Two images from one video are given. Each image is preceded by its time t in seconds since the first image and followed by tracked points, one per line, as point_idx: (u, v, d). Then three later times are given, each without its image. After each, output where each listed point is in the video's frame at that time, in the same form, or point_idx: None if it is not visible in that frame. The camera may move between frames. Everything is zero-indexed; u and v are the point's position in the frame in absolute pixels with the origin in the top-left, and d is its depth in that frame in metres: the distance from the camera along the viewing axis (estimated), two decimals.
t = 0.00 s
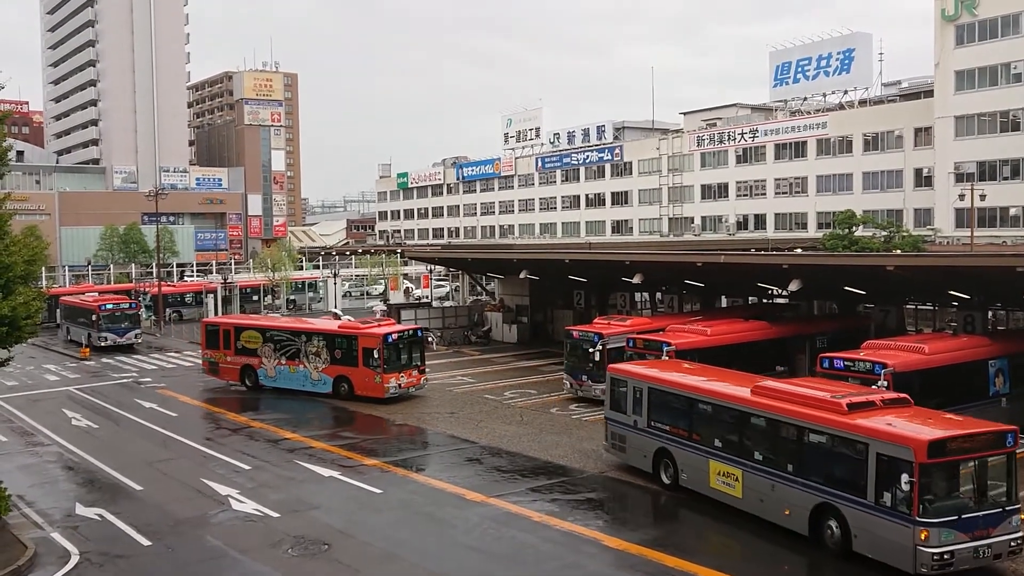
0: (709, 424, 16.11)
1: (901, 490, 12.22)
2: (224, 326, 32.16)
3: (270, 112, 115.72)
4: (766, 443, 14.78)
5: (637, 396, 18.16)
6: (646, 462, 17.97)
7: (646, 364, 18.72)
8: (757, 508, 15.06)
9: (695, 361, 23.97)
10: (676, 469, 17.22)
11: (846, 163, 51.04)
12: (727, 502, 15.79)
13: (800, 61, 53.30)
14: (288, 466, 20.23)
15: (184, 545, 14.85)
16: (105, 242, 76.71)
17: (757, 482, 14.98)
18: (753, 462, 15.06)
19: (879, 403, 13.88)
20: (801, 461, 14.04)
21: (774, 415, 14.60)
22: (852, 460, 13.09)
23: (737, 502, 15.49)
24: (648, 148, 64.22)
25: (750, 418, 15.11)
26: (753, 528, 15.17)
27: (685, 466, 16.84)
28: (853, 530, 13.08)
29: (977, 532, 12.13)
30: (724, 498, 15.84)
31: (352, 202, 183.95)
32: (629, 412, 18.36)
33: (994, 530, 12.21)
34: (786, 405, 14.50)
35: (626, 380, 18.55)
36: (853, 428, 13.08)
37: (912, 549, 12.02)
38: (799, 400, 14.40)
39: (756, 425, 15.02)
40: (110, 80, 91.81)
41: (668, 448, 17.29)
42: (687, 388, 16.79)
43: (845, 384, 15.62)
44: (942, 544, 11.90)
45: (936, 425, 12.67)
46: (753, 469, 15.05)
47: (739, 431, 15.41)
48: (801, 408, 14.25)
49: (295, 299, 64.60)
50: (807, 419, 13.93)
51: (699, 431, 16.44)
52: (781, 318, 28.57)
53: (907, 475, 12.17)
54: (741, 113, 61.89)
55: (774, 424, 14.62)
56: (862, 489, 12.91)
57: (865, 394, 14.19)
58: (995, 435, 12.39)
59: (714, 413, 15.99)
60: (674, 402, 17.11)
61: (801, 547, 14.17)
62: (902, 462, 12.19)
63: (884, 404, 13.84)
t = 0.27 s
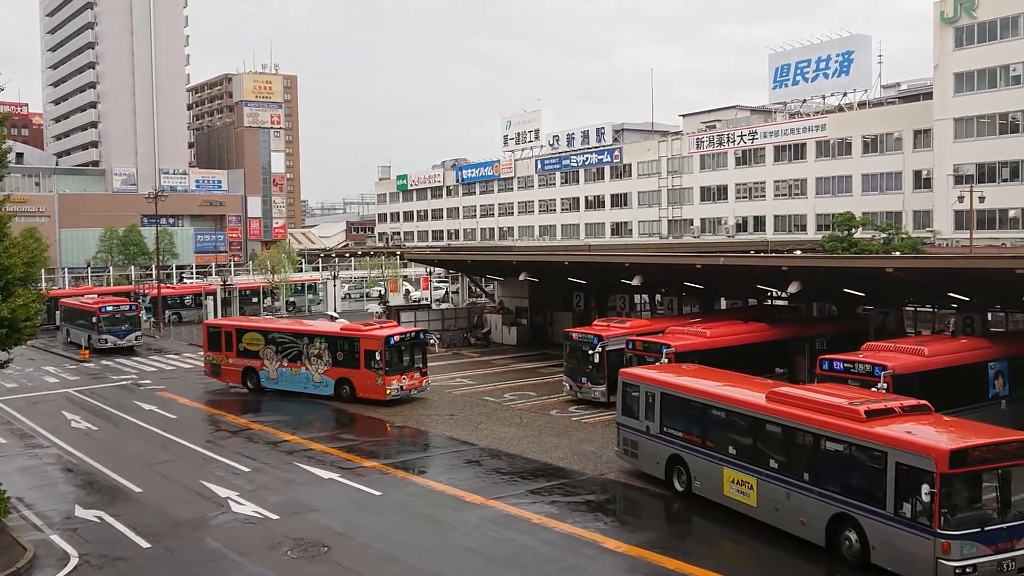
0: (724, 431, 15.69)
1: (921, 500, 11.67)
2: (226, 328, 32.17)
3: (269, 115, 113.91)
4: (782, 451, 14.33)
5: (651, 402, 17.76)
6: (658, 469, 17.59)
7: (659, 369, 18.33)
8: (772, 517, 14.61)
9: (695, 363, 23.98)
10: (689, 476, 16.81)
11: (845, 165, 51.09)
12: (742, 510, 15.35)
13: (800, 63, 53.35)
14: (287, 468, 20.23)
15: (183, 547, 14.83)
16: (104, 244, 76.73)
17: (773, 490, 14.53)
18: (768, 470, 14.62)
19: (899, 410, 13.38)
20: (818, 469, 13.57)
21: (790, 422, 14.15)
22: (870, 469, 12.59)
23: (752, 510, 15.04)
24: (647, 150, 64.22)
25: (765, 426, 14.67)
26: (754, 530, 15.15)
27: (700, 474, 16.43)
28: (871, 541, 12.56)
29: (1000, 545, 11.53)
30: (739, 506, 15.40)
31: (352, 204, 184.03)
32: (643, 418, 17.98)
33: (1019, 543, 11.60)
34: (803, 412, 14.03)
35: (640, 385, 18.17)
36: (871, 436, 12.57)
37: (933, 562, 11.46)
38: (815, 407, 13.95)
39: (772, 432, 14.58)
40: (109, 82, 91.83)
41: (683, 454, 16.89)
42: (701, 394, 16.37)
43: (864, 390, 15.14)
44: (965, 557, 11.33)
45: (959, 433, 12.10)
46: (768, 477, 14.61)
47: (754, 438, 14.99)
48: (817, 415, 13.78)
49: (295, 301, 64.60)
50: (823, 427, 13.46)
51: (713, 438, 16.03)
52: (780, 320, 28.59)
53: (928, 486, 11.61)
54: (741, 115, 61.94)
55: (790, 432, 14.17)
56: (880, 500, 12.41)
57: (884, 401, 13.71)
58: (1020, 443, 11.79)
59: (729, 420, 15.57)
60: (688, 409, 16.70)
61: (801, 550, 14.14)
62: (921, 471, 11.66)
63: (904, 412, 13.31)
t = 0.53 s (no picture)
0: (736, 436, 15.26)
1: (941, 510, 11.24)
2: (228, 329, 32.15)
3: (269, 115, 114.30)
4: (796, 457, 13.89)
5: (661, 405, 17.35)
6: (668, 474, 17.20)
7: (670, 372, 17.91)
8: (785, 525, 14.16)
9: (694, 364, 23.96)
10: (701, 481, 16.39)
11: (845, 166, 51.08)
12: (754, 518, 14.90)
13: (799, 65, 53.37)
14: (286, 469, 20.22)
15: (182, 548, 14.80)
16: (104, 245, 76.68)
17: (786, 498, 14.08)
18: (782, 476, 14.17)
19: (917, 416, 12.94)
20: (833, 477, 13.11)
21: (804, 427, 13.70)
22: (887, 477, 12.15)
23: (764, 518, 14.59)
24: (647, 151, 64.18)
25: (779, 431, 14.23)
26: (754, 532, 15.11)
27: (711, 479, 15.99)
28: (889, 552, 12.09)
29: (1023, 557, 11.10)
30: (751, 513, 14.95)
31: (351, 205, 183.98)
32: (653, 422, 17.57)
33: None
34: (818, 417, 13.59)
35: (650, 388, 17.77)
36: (888, 443, 12.13)
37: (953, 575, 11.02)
38: (830, 412, 13.50)
39: (786, 438, 14.14)
40: (109, 82, 91.84)
41: (694, 459, 16.46)
42: (713, 397, 15.93)
43: (882, 394, 14.68)
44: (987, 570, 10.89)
45: (980, 441, 11.67)
46: (782, 484, 14.15)
47: (767, 443, 14.55)
48: (833, 420, 13.34)
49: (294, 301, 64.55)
50: (839, 433, 13.00)
51: (725, 443, 15.58)
52: (779, 321, 28.61)
53: (949, 495, 11.18)
54: (740, 116, 61.97)
55: (804, 438, 13.73)
56: (899, 509, 11.95)
57: (903, 407, 13.25)
58: None
59: (741, 425, 15.13)
60: (699, 413, 16.27)
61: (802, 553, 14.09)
62: (942, 480, 11.21)
63: (922, 418, 12.88)
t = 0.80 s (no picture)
0: (747, 440, 14.92)
1: (960, 516, 10.97)
2: (229, 331, 32.14)
3: (267, 116, 113.47)
4: (809, 461, 13.56)
5: (670, 408, 17.00)
6: (677, 478, 16.87)
7: (678, 375, 17.57)
8: (798, 531, 13.82)
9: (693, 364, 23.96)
10: (711, 486, 16.06)
11: (843, 167, 51.09)
12: (766, 523, 14.56)
13: (798, 65, 53.41)
14: (285, 470, 20.23)
15: (181, 550, 14.79)
16: (103, 246, 76.62)
17: (799, 503, 13.74)
18: (795, 481, 13.84)
19: (934, 421, 12.63)
20: (848, 482, 12.80)
21: (817, 431, 13.38)
22: (904, 482, 11.84)
23: (777, 524, 14.25)
24: (647, 152, 64.14)
25: (792, 435, 13.89)
26: (751, 533, 15.13)
27: (721, 484, 15.65)
28: (906, 559, 11.77)
29: None
30: (762, 518, 14.61)
31: (350, 206, 183.88)
32: (661, 425, 17.23)
33: None
34: (831, 421, 13.26)
35: (658, 390, 17.42)
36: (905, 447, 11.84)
37: None
38: (845, 414, 13.16)
39: (798, 442, 13.82)
40: (108, 83, 91.84)
41: (704, 463, 16.12)
42: (723, 400, 15.58)
43: (895, 398, 14.38)
44: None
45: (998, 446, 11.41)
46: (794, 490, 13.83)
47: (779, 448, 14.21)
48: (846, 424, 13.02)
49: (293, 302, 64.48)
50: (854, 437, 12.69)
51: (735, 447, 15.24)
52: (779, 322, 28.59)
53: (968, 501, 10.90)
54: (739, 117, 62.03)
55: (818, 442, 13.40)
56: (915, 515, 11.65)
57: (918, 411, 12.96)
58: None
59: (752, 428, 14.80)
60: (709, 416, 15.92)
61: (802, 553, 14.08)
62: (962, 486, 10.93)
63: (938, 422, 12.59)
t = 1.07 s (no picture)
0: (760, 444, 14.71)
1: (983, 522, 10.82)
2: (232, 332, 32.16)
3: (270, 118, 112.26)
4: (825, 466, 13.37)
5: (679, 412, 16.76)
6: (688, 483, 16.58)
7: (686, 377, 17.34)
8: (814, 536, 13.61)
9: (693, 365, 23.96)
10: (722, 491, 15.83)
11: (844, 167, 51.10)
12: (780, 528, 14.34)
13: (799, 66, 53.41)
14: (286, 471, 20.24)
15: (182, 551, 14.81)
16: (104, 247, 76.68)
17: (814, 509, 13.54)
18: (810, 486, 13.65)
19: (953, 424, 12.50)
20: (865, 486, 12.63)
21: (834, 435, 13.18)
22: (925, 487, 11.68)
23: (791, 529, 14.04)
24: (647, 153, 64.14)
25: (808, 439, 13.69)
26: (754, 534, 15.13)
27: (733, 489, 15.42)
28: (927, 565, 11.61)
29: None
30: (776, 523, 14.41)
31: (351, 208, 184.00)
32: (670, 428, 16.99)
33: None
34: (848, 425, 13.07)
35: (666, 393, 17.18)
36: (926, 452, 11.68)
37: None
38: (862, 419, 13.00)
39: (814, 446, 13.62)
40: (109, 84, 91.92)
41: (714, 468, 15.89)
42: (735, 404, 15.35)
43: (909, 401, 14.25)
44: None
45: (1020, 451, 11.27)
46: (809, 495, 13.63)
47: (793, 452, 14.01)
48: (864, 428, 12.84)
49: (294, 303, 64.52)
50: (872, 441, 12.54)
51: (748, 451, 15.03)
52: (780, 323, 28.58)
53: (991, 506, 10.76)
54: (740, 118, 62.05)
55: (834, 446, 13.22)
56: (936, 520, 11.50)
57: (935, 414, 12.83)
58: None
59: (766, 432, 14.59)
60: (721, 420, 15.68)
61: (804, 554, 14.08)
62: (984, 491, 10.78)
63: (956, 426, 12.45)
